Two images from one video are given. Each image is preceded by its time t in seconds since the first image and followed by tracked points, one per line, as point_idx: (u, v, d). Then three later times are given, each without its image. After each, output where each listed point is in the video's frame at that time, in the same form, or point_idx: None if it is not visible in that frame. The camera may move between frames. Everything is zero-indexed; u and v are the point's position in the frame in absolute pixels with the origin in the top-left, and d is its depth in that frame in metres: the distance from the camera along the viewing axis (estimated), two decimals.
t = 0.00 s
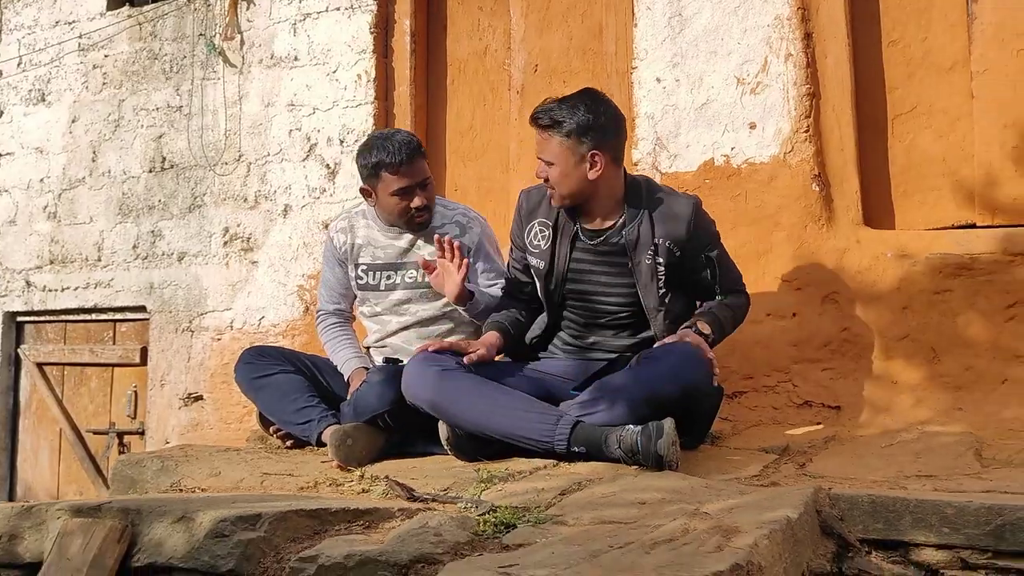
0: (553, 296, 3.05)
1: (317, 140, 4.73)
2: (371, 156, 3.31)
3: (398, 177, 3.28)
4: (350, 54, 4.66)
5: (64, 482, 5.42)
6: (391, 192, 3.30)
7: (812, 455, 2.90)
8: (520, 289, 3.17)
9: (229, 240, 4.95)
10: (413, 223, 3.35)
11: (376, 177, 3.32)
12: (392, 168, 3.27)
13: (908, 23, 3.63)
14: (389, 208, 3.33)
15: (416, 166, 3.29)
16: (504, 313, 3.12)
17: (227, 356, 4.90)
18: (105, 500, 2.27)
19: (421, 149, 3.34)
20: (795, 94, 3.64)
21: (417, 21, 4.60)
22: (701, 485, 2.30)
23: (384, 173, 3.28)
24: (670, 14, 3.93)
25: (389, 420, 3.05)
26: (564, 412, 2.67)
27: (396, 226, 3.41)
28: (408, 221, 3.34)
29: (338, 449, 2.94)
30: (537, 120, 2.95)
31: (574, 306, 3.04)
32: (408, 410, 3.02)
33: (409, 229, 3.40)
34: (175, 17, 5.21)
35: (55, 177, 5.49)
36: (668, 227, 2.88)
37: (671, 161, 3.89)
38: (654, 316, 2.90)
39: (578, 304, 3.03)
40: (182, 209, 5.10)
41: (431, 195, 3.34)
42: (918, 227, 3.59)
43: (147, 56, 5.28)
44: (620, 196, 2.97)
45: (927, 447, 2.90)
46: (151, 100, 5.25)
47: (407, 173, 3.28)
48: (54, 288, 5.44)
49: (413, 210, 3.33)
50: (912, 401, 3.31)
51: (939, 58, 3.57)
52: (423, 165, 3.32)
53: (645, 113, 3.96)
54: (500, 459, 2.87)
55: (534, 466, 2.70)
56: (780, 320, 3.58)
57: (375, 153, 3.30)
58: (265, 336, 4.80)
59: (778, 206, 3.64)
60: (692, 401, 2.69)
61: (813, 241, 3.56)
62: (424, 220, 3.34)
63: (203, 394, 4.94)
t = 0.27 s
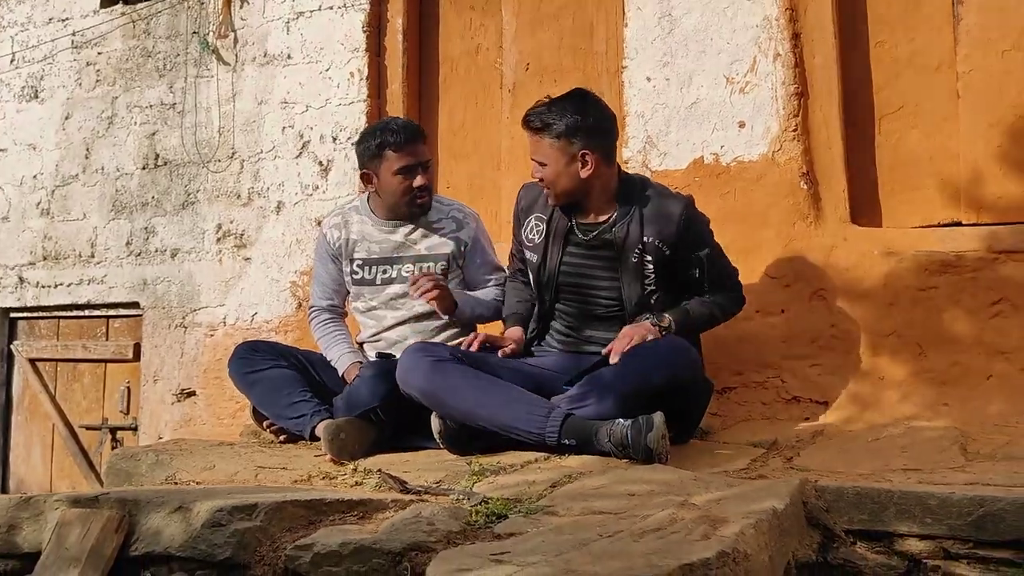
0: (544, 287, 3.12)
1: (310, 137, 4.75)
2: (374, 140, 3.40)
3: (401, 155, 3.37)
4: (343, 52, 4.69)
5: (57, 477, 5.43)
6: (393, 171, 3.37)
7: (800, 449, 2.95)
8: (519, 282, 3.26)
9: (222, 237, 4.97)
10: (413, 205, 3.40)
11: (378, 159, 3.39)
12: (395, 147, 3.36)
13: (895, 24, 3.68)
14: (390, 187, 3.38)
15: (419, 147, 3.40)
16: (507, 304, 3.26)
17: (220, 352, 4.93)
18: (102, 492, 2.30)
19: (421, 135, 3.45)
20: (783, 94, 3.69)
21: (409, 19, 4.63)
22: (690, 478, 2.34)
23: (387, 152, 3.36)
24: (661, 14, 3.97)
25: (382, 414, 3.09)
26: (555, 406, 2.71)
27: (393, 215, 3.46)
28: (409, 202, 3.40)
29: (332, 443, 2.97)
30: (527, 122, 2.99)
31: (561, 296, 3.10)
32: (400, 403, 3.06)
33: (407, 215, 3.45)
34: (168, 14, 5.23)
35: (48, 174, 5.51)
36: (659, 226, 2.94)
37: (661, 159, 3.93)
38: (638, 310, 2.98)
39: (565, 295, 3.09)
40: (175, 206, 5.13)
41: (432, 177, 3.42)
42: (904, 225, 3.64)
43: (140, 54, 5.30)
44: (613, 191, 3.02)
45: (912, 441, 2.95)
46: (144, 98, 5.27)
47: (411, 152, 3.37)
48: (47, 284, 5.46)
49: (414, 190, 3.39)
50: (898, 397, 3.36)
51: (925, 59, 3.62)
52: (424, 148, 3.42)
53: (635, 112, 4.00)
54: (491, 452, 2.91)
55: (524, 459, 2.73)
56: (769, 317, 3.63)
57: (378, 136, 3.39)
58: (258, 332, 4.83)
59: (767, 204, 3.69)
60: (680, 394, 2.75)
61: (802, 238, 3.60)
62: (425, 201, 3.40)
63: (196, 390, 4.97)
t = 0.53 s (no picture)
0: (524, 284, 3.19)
1: (302, 135, 4.78)
2: (366, 140, 3.38)
3: (395, 158, 3.35)
4: (334, 51, 4.71)
5: (47, 473, 5.44)
6: (385, 173, 3.36)
7: (783, 446, 2.99)
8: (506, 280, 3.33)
9: (213, 234, 4.99)
10: (404, 206, 3.42)
11: (369, 160, 3.38)
12: (388, 150, 3.35)
13: (880, 27, 3.72)
14: (382, 188, 3.38)
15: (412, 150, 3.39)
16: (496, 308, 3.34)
17: (210, 349, 4.94)
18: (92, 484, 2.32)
19: (413, 137, 3.43)
20: (770, 95, 3.73)
21: (401, 19, 4.65)
22: (674, 472, 2.38)
23: (380, 154, 3.35)
24: (650, 16, 4.00)
25: (371, 410, 3.12)
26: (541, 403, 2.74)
27: (384, 214, 3.48)
28: (400, 204, 3.41)
29: (321, 438, 2.99)
30: (500, 121, 3.04)
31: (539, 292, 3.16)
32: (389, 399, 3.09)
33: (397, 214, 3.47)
34: (160, 12, 5.24)
35: (39, 171, 5.52)
36: (624, 221, 2.94)
37: (649, 159, 3.97)
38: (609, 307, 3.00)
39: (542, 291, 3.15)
40: (166, 203, 5.14)
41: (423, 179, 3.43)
42: (888, 225, 3.69)
43: (132, 51, 5.31)
44: (587, 186, 3.05)
45: (893, 438, 2.99)
46: (136, 95, 5.28)
47: (404, 155, 3.37)
48: (37, 281, 5.46)
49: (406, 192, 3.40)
50: (882, 395, 3.40)
51: (910, 61, 3.67)
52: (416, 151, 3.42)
53: (624, 112, 4.03)
54: (478, 447, 2.94)
55: (512, 454, 2.76)
56: (755, 316, 3.67)
57: (371, 137, 3.38)
58: (248, 329, 4.85)
59: (753, 204, 3.73)
60: (663, 389, 2.79)
61: (787, 238, 3.65)
62: (415, 203, 3.42)
63: (186, 387, 4.98)
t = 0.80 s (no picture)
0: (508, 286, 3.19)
1: (294, 134, 4.78)
2: (353, 143, 3.37)
3: (380, 162, 3.33)
4: (327, 50, 4.72)
5: (37, 471, 5.43)
6: (371, 177, 3.35)
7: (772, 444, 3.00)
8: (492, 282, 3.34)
9: (205, 232, 4.99)
10: (392, 209, 3.41)
11: (356, 163, 3.37)
12: (374, 153, 3.33)
13: (871, 28, 3.74)
14: (368, 192, 3.38)
15: (399, 152, 3.36)
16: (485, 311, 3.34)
17: (202, 347, 4.94)
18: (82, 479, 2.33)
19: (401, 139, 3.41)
20: (761, 96, 3.74)
21: (394, 17, 4.66)
22: (663, 469, 2.39)
23: (366, 158, 3.34)
24: (642, 16, 4.02)
25: (362, 408, 3.12)
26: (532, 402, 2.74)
27: (374, 215, 3.47)
28: (387, 207, 3.40)
29: (312, 435, 3.00)
30: (468, 125, 3.03)
31: (523, 293, 3.16)
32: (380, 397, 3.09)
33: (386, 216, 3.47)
34: (153, 10, 5.24)
35: (31, 168, 5.51)
36: (599, 213, 2.95)
37: (641, 159, 3.98)
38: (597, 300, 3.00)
39: (526, 292, 3.15)
40: (158, 200, 5.13)
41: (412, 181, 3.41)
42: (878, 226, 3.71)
43: (124, 48, 5.30)
44: (558, 183, 3.05)
45: (881, 436, 3.01)
46: (128, 93, 5.28)
47: (391, 158, 3.34)
48: (28, 278, 5.46)
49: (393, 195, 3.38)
50: (870, 394, 3.41)
51: (901, 63, 3.69)
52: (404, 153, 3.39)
53: (617, 112, 4.05)
54: (469, 445, 2.95)
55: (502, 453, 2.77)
56: (745, 315, 3.69)
57: (357, 139, 3.36)
58: (240, 327, 4.85)
59: (744, 204, 3.74)
60: (653, 387, 2.80)
61: (778, 238, 3.66)
62: (403, 206, 3.41)
63: (177, 385, 4.98)
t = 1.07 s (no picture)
0: (500, 291, 3.21)
1: (287, 134, 4.79)
2: (334, 146, 3.39)
3: (362, 164, 3.35)
4: (319, 51, 4.73)
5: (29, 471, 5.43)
6: (353, 179, 3.37)
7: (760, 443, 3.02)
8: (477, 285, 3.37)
9: (197, 232, 5.00)
10: (373, 211, 3.43)
11: (337, 165, 3.39)
12: (355, 155, 3.35)
13: (860, 31, 3.77)
14: (350, 194, 3.39)
15: (379, 154, 3.38)
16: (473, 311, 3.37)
17: (193, 347, 4.95)
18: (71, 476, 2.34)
19: (382, 140, 3.42)
20: (750, 98, 3.76)
21: (386, 18, 4.68)
22: (650, 467, 2.41)
23: (347, 160, 3.36)
24: (633, 18, 4.04)
25: (352, 406, 3.14)
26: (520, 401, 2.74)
27: (358, 217, 3.49)
28: (368, 209, 3.42)
29: (302, 434, 3.01)
30: (443, 143, 2.99)
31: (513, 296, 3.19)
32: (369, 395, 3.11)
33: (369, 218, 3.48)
34: (146, 10, 5.24)
35: (24, 168, 5.51)
36: (586, 209, 3.00)
37: (631, 160, 4.00)
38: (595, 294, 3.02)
39: (516, 295, 3.18)
40: (150, 200, 5.14)
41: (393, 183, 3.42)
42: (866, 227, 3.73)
43: (117, 49, 5.31)
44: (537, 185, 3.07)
45: (867, 435, 3.03)
46: (120, 93, 5.28)
47: (371, 159, 3.36)
48: (20, 278, 5.46)
49: (374, 197, 3.40)
50: (857, 394, 3.43)
51: (889, 65, 3.71)
52: (385, 154, 3.41)
53: (607, 113, 4.07)
54: (459, 444, 2.97)
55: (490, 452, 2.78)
56: (734, 316, 3.71)
57: (338, 141, 3.38)
58: (232, 327, 4.85)
59: (734, 205, 3.76)
60: (642, 385, 2.81)
61: (767, 239, 3.68)
62: (385, 208, 3.43)
63: (169, 385, 4.98)
